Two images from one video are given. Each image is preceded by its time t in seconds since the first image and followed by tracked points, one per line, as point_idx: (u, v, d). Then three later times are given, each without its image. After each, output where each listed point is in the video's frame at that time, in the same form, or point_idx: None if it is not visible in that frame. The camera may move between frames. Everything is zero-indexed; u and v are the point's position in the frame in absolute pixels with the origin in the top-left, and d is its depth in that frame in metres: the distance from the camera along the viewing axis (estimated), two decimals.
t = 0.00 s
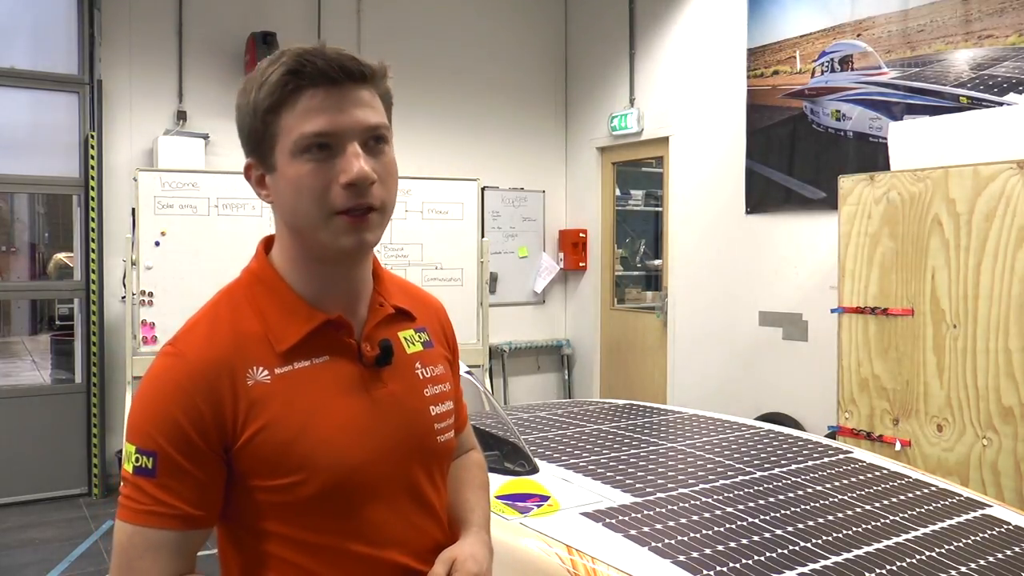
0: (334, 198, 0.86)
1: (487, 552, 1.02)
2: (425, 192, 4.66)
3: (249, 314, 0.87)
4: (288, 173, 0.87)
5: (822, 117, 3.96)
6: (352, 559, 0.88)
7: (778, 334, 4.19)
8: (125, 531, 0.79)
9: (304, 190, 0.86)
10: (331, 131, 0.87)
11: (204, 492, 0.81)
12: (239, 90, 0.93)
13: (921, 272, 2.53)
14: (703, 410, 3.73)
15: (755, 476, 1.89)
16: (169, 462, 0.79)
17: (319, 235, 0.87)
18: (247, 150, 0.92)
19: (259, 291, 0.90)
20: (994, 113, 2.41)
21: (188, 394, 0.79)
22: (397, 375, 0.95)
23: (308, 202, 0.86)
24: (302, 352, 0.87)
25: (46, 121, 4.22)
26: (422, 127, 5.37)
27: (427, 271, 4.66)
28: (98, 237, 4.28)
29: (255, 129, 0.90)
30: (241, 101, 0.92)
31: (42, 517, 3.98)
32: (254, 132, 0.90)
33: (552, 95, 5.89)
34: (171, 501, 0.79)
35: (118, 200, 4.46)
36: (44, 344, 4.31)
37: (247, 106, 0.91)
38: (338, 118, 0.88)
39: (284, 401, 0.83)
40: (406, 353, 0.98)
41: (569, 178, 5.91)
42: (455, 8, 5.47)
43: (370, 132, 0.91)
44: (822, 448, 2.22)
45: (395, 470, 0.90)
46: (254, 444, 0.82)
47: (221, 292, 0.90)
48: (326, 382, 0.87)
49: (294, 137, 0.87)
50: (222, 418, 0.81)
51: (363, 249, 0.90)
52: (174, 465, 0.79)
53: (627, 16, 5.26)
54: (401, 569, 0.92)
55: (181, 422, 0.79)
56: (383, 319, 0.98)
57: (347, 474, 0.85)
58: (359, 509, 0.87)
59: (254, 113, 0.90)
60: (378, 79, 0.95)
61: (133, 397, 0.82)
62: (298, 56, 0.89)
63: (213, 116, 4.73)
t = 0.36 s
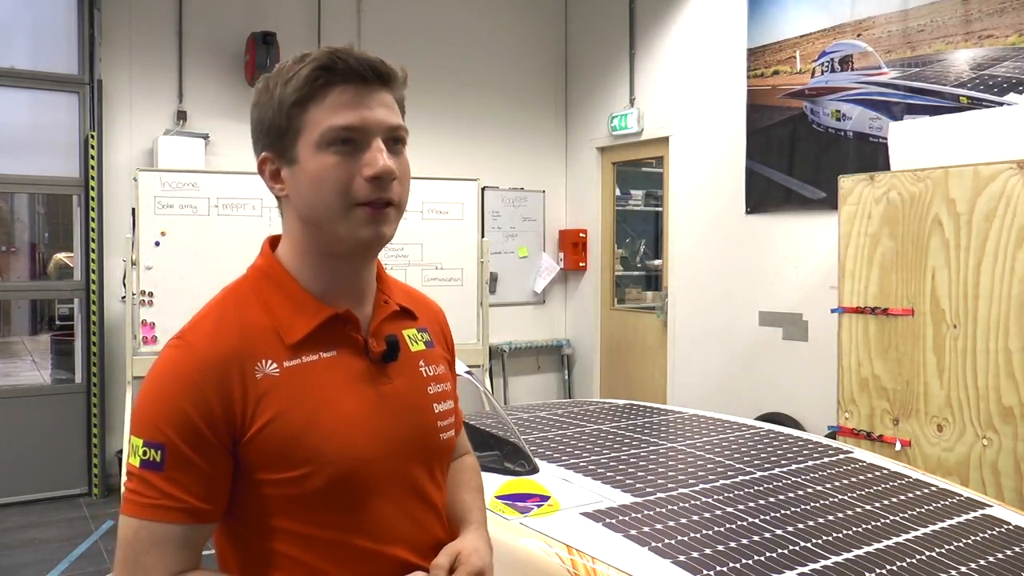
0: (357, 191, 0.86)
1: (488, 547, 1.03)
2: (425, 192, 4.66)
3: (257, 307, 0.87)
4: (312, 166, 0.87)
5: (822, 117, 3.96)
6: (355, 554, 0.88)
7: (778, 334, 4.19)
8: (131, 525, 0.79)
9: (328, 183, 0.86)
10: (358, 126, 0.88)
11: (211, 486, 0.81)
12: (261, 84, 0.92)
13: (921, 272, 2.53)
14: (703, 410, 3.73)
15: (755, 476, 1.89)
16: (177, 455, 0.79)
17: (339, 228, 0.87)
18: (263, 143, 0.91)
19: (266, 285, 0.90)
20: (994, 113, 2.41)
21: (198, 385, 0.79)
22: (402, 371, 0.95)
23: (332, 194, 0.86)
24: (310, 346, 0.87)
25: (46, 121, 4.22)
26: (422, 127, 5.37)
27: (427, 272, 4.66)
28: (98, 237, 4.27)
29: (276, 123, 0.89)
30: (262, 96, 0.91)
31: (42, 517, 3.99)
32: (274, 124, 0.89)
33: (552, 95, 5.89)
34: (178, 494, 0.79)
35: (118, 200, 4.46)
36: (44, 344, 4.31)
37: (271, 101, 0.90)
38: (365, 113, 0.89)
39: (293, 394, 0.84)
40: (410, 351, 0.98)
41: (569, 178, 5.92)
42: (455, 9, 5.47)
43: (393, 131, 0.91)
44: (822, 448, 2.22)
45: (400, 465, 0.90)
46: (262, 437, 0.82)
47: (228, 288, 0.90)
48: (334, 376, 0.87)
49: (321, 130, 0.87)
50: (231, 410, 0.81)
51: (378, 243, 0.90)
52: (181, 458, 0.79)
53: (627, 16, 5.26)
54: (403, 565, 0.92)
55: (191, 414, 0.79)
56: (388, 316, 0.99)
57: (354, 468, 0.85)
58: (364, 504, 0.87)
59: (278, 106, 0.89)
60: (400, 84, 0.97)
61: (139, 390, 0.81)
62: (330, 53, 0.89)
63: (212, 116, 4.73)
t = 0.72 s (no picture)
0: (375, 190, 0.87)
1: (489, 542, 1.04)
2: (425, 192, 4.66)
3: (264, 307, 0.87)
4: (329, 163, 0.86)
5: (822, 117, 3.96)
6: (363, 554, 0.88)
7: (778, 334, 4.19)
8: (141, 526, 0.77)
9: (346, 180, 0.86)
10: (376, 125, 0.88)
11: (221, 486, 0.80)
12: (277, 83, 0.91)
13: (921, 273, 2.53)
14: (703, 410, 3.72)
15: (755, 476, 1.89)
16: (188, 454, 0.78)
17: (354, 226, 0.87)
18: (276, 140, 0.90)
19: (272, 285, 0.90)
20: (994, 113, 2.41)
21: (211, 384, 0.79)
22: (405, 371, 0.96)
23: (349, 191, 0.86)
24: (317, 346, 0.88)
25: (46, 121, 4.23)
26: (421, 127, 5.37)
27: (427, 272, 4.66)
28: (98, 237, 4.28)
29: (291, 121, 0.89)
30: (277, 94, 0.91)
31: (42, 517, 3.98)
32: (290, 122, 0.89)
33: (552, 95, 5.89)
34: (189, 494, 0.78)
35: (118, 200, 4.46)
36: (44, 344, 4.31)
37: (287, 99, 0.90)
38: (383, 114, 0.89)
39: (303, 393, 0.84)
40: (413, 353, 0.99)
41: (569, 178, 5.91)
42: (455, 8, 5.47)
43: (408, 133, 0.92)
44: (822, 448, 2.22)
45: (406, 465, 0.91)
46: (273, 436, 0.81)
47: (232, 288, 0.89)
48: (341, 375, 0.88)
49: (339, 128, 0.87)
50: (242, 409, 0.81)
51: (390, 242, 0.90)
52: (193, 457, 0.78)
53: (627, 15, 5.26)
54: (410, 564, 0.92)
55: (203, 413, 0.78)
56: (391, 317, 0.99)
57: (363, 466, 0.86)
58: (372, 503, 0.87)
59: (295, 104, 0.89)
60: (413, 90, 0.98)
61: (146, 389, 0.80)
62: (350, 55, 0.90)
63: (212, 116, 4.73)
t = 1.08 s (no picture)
0: (377, 194, 0.87)
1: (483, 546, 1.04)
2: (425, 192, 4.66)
3: (264, 307, 0.87)
4: (331, 167, 0.86)
5: (822, 117, 3.96)
6: (360, 556, 0.88)
7: (778, 334, 4.19)
8: (138, 527, 0.77)
9: (348, 184, 0.86)
10: (379, 130, 0.88)
11: (219, 487, 0.80)
12: (281, 83, 0.91)
13: (921, 273, 2.53)
14: (703, 410, 3.73)
15: (756, 476, 1.89)
16: (188, 455, 0.78)
17: (355, 230, 0.87)
18: (277, 140, 0.90)
19: (272, 285, 0.90)
20: (994, 113, 2.41)
21: (211, 384, 0.79)
22: (404, 374, 0.96)
23: (351, 196, 0.86)
24: (317, 348, 0.88)
25: (46, 121, 4.22)
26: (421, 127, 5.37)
27: (427, 272, 4.66)
28: (98, 238, 4.28)
29: (293, 122, 0.88)
30: (280, 95, 0.91)
31: (42, 517, 3.98)
32: (292, 124, 0.88)
33: (552, 95, 5.89)
34: (188, 494, 0.78)
35: (118, 200, 4.46)
36: (44, 344, 4.31)
37: (290, 100, 0.89)
38: (387, 118, 0.89)
39: (303, 395, 0.84)
40: (411, 355, 0.99)
41: (569, 178, 5.91)
42: (455, 8, 5.47)
43: (412, 136, 0.92)
44: (822, 448, 2.22)
45: (404, 467, 0.91)
46: (273, 437, 0.81)
47: (231, 287, 0.89)
48: (341, 377, 0.88)
49: (342, 133, 0.87)
50: (242, 409, 0.81)
51: (392, 246, 0.90)
52: (192, 457, 0.78)
53: (627, 15, 5.26)
54: (406, 567, 0.92)
55: (203, 414, 0.78)
56: (389, 320, 0.99)
57: (363, 469, 0.86)
58: (370, 505, 0.88)
59: (297, 105, 0.88)
60: (416, 91, 0.97)
61: (146, 389, 0.80)
62: (354, 57, 0.90)
63: (212, 116, 4.73)
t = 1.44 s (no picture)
0: (358, 200, 0.86)
1: (477, 546, 1.04)
2: (425, 192, 4.66)
3: (250, 309, 0.87)
4: (312, 173, 0.86)
5: (822, 117, 3.96)
6: (352, 556, 0.88)
7: (778, 334, 4.20)
8: (126, 531, 0.77)
9: (329, 191, 0.86)
10: (359, 134, 0.87)
11: (208, 491, 0.80)
12: (260, 86, 0.91)
13: (921, 273, 2.53)
14: (703, 410, 3.73)
15: (755, 476, 1.89)
16: (175, 460, 0.78)
17: (338, 235, 0.87)
18: (257, 145, 0.90)
19: (258, 286, 0.90)
20: (994, 113, 2.41)
21: (197, 389, 0.79)
22: (392, 374, 0.96)
23: (332, 202, 0.86)
24: (304, 349, 0.87)
25: (46, 121, 4.22)
26: (421, 127, 5.37)
27: (427, 272, 4.66)
28: (98, 237, 4.28)
29: (272, 127, 0.88)
30: (259, 98, 0.91)
31: (42, 517, 3.98)
32: (271, 128, 0.88)
33: (552, 95, 5.89)
34: (175, 499, 0.78)
35: (118, 200, 4.46)
36: (44, 344, 4.31)
37: (268, 104, 0.89)
38: (367, 122, 0.89)
39: (291, 398, 0.84)
40: (399, 355, 0.99)
41: (569, 178, 5.91)
42: (455, 9, 5.47)
43: (393, 139, 0.92)
44: (822, 448, 2.22)
45: (393, 467, 0.91)
46: (261, 440, 0.81)
47: (217, 289, 0.89)
48: (329, 379, 0.87)
49: (321, 138, 0.86)
50: (229, 413, 0.80)
51: (376, 250, 0.90)
52: (179, 462, 0.78)
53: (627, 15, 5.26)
54: (398, 567, 0.93)
55: (190, 418, 0.78)
56: (377, 320, 0.99)
57: (352, 470, 0.86)
58: (361, 505, 0.88)
59: (275, 110, 0.88)
60: (397, 91, 0.97)
61: (132, 394, 0.80)
62: (331, 60, 0.89)
63: (212, 116, 4.73)
